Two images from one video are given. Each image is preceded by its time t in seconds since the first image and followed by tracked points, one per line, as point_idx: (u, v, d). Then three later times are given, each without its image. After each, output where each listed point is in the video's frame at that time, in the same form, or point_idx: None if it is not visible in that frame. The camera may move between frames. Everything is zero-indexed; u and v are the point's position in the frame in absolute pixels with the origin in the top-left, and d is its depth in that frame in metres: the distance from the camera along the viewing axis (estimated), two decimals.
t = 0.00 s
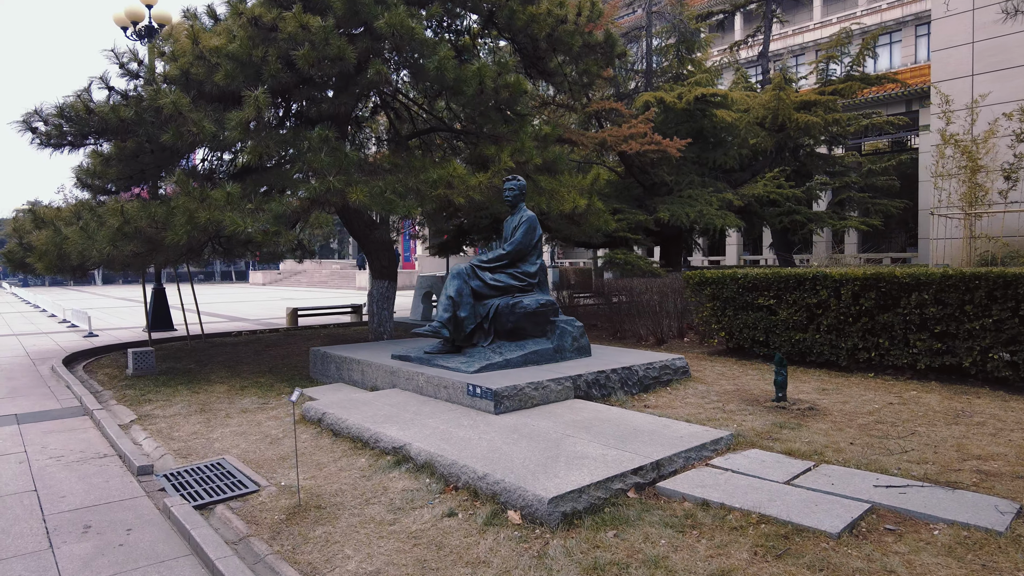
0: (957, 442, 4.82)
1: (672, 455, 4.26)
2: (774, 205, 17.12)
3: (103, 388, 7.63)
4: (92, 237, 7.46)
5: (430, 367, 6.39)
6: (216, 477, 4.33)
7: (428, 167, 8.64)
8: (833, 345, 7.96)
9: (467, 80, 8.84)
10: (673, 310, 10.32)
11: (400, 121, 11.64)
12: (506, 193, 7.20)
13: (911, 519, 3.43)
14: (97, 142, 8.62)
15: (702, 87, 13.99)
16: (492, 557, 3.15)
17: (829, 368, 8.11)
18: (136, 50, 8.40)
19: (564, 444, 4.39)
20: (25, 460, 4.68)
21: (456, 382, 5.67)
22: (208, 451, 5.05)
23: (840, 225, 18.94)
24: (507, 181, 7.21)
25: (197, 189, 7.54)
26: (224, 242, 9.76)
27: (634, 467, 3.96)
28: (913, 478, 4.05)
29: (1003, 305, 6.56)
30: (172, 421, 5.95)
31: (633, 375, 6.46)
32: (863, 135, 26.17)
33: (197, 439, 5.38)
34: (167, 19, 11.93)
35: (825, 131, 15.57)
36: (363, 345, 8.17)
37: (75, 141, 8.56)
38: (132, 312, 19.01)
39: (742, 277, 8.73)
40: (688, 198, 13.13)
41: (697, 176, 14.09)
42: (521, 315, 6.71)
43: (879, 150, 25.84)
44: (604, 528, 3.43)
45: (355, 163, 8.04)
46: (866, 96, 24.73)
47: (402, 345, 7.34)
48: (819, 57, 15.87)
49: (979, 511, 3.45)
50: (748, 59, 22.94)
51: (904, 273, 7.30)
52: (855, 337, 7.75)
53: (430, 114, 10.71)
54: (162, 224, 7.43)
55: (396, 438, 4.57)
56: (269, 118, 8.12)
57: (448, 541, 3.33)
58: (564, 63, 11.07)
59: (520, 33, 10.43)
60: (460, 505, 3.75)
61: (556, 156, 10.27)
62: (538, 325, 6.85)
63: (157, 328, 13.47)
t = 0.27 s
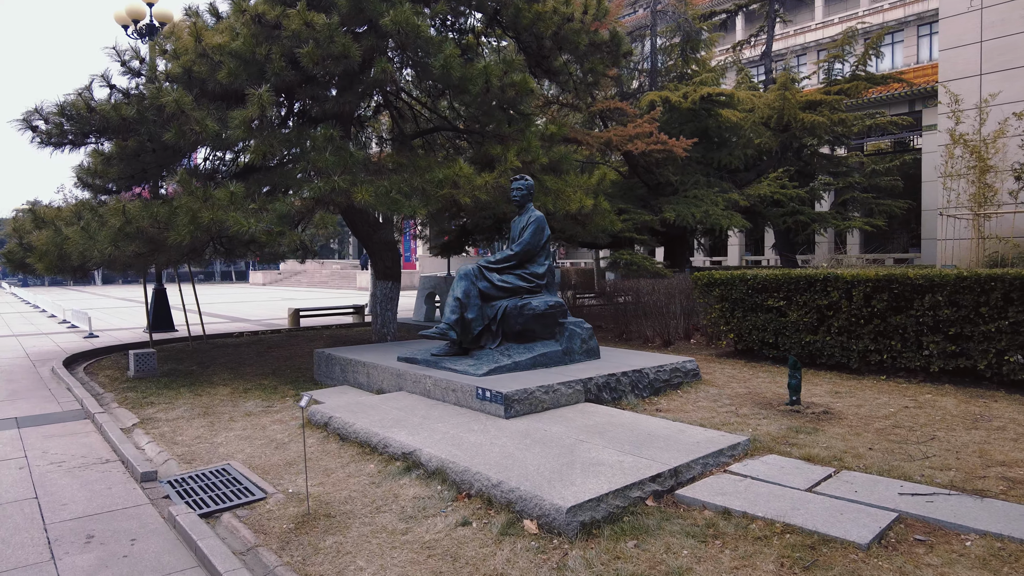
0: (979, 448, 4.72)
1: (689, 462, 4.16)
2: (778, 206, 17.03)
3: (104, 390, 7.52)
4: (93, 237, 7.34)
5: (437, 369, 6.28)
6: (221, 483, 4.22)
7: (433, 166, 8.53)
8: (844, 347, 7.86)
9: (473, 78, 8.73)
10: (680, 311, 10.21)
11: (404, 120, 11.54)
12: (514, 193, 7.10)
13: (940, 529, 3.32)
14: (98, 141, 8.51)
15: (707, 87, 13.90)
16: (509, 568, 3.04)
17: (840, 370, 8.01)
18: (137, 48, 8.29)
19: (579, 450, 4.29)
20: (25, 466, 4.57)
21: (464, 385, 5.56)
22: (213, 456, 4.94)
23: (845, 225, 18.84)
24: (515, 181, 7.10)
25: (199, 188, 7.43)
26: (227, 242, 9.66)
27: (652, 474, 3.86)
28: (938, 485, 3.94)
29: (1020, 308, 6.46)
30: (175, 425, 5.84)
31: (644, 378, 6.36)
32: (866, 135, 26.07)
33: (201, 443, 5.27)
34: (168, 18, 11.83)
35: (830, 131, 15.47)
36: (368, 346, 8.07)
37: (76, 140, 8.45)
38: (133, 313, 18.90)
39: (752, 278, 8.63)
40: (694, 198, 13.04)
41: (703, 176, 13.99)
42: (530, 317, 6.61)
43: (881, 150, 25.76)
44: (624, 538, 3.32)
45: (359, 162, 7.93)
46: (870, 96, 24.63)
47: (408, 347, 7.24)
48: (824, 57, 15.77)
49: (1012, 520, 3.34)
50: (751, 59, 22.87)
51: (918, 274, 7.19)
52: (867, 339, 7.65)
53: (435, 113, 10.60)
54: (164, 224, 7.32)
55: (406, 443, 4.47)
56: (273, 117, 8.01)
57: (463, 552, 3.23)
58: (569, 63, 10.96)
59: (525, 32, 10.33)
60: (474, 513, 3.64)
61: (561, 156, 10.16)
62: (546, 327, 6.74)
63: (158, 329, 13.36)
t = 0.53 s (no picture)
0: (1002, 451, 4.60)
1: (708, 466, 4.05)
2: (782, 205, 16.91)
3: (105, 392, 7.40)
4: (94, 237, 7.23)
5: (444, 371, 6.17)
6: (226, 489, 4.10)
7: (438, 165, 8.42)
8: (856, 348, 7.75)
9: (479, 76, 8.62)
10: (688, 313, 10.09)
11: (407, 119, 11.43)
12: (521, 191, 6.98)
13: (974, 537, 3.21)
14: (99, 139, 8.39)
15: (712, 86, 13.81)
16: None
17: (851, 372, 7.90)
18: (138, 45, 8.18)
19: (594, 455, 4.18)
20: (25, 471, 4.46)
21: (473, 388, 5.45)
22: (216, 460, 4.82)
23: (849, 225, 18.73)
24: (522, 180, 6.98)
25: (202, 187, 7.32)
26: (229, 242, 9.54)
27: (671, 480, 3.75)
28: (965, 490, 3.82)
29: None
30: (177, 428, 5.72)
31: (655, 380, 6.25)
32: (869, 135, 25.96)
33: (204, 447, 5.15)
34: (169, 16, 11.72)
35: (835, 130, 15.35)
36: (372, 347, 7.96)
37: (76, 138, 8.33)
38: (132, 313, 18.76)
39: (761, 278, 8.52)
40: (699, 198, 12.94)
41: (708, 175, 13.88)
42: (538, 318, 6.49)
43: (883, 150, 25.69)
44: (645, 547, 3.21)
45: (364, 161, 7.81)
46: (873, 96, 24.52)
47: (414, 348, 7.13)
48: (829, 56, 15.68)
49: None
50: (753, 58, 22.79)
51: (931, 274, 7.07)
52: (878, 340, 7.54)
53: (439, 112, 10.49)
54: (166, 223, 7.20)
55: (415, 447, 4.35)
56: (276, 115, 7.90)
57: (479, 561, 3.11)
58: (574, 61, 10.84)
59: (530, 29, 10.21)
60: (489, 520, 3.53)
61: (567, 155, 10.05)
62: (555, 328, 6.62)
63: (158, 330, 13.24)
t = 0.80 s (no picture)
0: None
1: (728, 477, 3.91)
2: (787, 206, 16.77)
3: (104, 398, 7.26)
4: (93, 239, 7.09)
5: (452, 377, 6.03)
6: (229, 500, 3.96)
7: (443, 166, 8.28)
8: (869, 352, 7.61)
9: (485, 75, 8.48)
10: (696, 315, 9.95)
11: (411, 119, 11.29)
12: (529, 192, 6.84)
13: (1012, 554, 3.06)
14: (98, 139, 8.25)
15: (718, 86, 13.69)
16: None
17: (864, 376, 7.76)
18: (138, 44, 8.05)
19: (610, 465, 4.04)
20: (21, 481, 4.31)
21: (482, 394, 5.31)
22: (219, 469, 4.68)
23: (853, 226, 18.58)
24: (530, 180, 6.84)
25: (203, 188, 7.18)
26: (231, 244, 9.41)
27: (691, 492, 3.61)
28: (998, 502, 3.68)
29: None
30: (178, 435, 5.58)
31: (667, 386, 6.12)
32: (872, 135, 25.82)
33: (206, 455, 5.01)
34: (169, 15, 11.60)
35: (842, 131, 15.20)
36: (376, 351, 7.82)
37: (75, 139, 8.19)
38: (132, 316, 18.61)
39: (771, 281, 8.37)
40: (705, 199, 12.81)
41: (713, 176, 13.74)
42: (547, 322, 6.35)
43: (886, 151, 25.60)
44: (668, 564, 3.07)
45: (368, 161, 7.67)
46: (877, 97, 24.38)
47: (419, 353, 6.99)
48: (835, 55, 15.56)
49: None
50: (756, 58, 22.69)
51: (947, 276, 6.93)
52: (892, 344, 7.39)
53: (443, 112, 10.35)
54: (166, 225, 7.06)
55: (425, 457, 4.21)
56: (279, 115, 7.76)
57: None
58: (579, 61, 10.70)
59: (536, 28, 10.08)
60: (503, 535, 3.40)
61: (572, 155, 9.91)
62: (564, 332, 6.48)
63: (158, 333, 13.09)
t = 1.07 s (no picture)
0: None
1: (750, 491, 3.78)
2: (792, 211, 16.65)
3: (104, 405, 7.12)
4: (92, 244, 6.96)
5: (459, 384, 5.90)
6: (233, 514, 3.83)
7: (449, 170, 8.17)
8: (882, 358, 7.47)
9: (491, 77, 8.36)
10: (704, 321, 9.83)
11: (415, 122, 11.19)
12: (536, 197, 6.72)
13: None
14: (99, 143, 8.13)
15: (723, 89, 13.60)
16: None
17: (877, 383, 7.62)
18: (140, 46, 7.94)
19: (627, 478, 3.91)
20: (18, 494, 4.18)
21: (492, 403, 5.18)
22: (221, 481, 4.55)
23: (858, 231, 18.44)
24: (537, 184, 6.72)
25: (205, 192, 7.06)
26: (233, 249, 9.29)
27: (713, 506, 3.48)
28: None
29: None
30: (179, 445, 5.45)
31: (679, 394, 6.01)
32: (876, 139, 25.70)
33: (208, 466, 4.88)
34: (171, 19, 11.51)
35: (848, 134, 15.08)
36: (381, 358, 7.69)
37: (75, 142, 8.07)
38: (132, 321, 18.47)
39: (781, 286, 8.24)
40: (710, 203, 12.71)
41: (719, 180, 13.62)
42: (556, 328, 6.21)
43: (889, 155, 25.51)
44: None
45: (373, 164, 7.55)
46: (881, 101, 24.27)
47: (425, 360, 6.86)
48: (841, 59, 15.47)
49: None
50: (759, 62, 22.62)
51: (963, 281, 6.80)
52: (906, 350, 7.25)
53: (448, 115, 10.24)
54: (167, 229, 6.94)
55: (435, 469, 4.09)
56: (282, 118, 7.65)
57: None
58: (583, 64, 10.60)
59: (541, 31, 9.97)
60: (519, 552, 3.26)
61: (578, 159, 9.79)
62: (574, 338, 6.35)
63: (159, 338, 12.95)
